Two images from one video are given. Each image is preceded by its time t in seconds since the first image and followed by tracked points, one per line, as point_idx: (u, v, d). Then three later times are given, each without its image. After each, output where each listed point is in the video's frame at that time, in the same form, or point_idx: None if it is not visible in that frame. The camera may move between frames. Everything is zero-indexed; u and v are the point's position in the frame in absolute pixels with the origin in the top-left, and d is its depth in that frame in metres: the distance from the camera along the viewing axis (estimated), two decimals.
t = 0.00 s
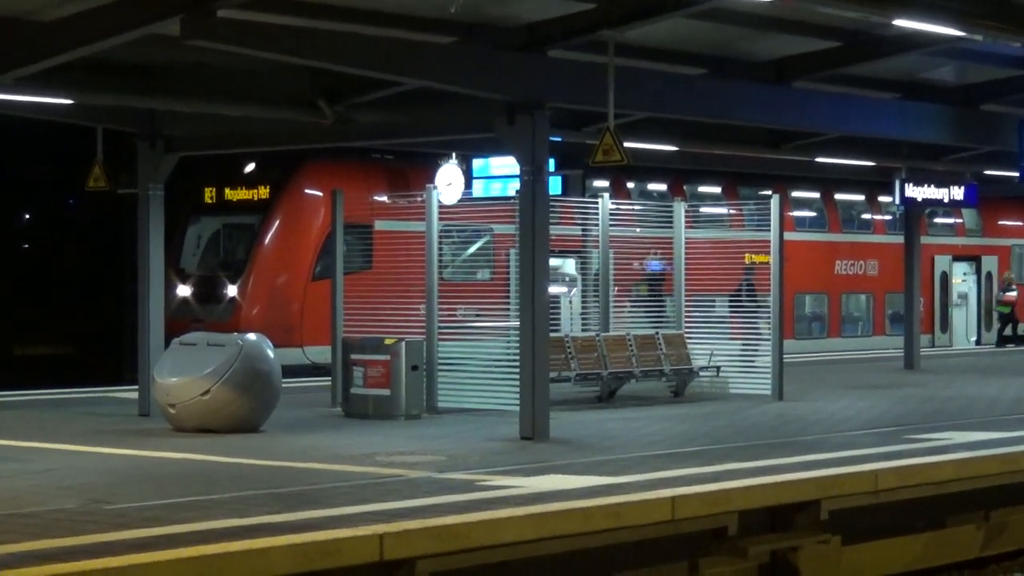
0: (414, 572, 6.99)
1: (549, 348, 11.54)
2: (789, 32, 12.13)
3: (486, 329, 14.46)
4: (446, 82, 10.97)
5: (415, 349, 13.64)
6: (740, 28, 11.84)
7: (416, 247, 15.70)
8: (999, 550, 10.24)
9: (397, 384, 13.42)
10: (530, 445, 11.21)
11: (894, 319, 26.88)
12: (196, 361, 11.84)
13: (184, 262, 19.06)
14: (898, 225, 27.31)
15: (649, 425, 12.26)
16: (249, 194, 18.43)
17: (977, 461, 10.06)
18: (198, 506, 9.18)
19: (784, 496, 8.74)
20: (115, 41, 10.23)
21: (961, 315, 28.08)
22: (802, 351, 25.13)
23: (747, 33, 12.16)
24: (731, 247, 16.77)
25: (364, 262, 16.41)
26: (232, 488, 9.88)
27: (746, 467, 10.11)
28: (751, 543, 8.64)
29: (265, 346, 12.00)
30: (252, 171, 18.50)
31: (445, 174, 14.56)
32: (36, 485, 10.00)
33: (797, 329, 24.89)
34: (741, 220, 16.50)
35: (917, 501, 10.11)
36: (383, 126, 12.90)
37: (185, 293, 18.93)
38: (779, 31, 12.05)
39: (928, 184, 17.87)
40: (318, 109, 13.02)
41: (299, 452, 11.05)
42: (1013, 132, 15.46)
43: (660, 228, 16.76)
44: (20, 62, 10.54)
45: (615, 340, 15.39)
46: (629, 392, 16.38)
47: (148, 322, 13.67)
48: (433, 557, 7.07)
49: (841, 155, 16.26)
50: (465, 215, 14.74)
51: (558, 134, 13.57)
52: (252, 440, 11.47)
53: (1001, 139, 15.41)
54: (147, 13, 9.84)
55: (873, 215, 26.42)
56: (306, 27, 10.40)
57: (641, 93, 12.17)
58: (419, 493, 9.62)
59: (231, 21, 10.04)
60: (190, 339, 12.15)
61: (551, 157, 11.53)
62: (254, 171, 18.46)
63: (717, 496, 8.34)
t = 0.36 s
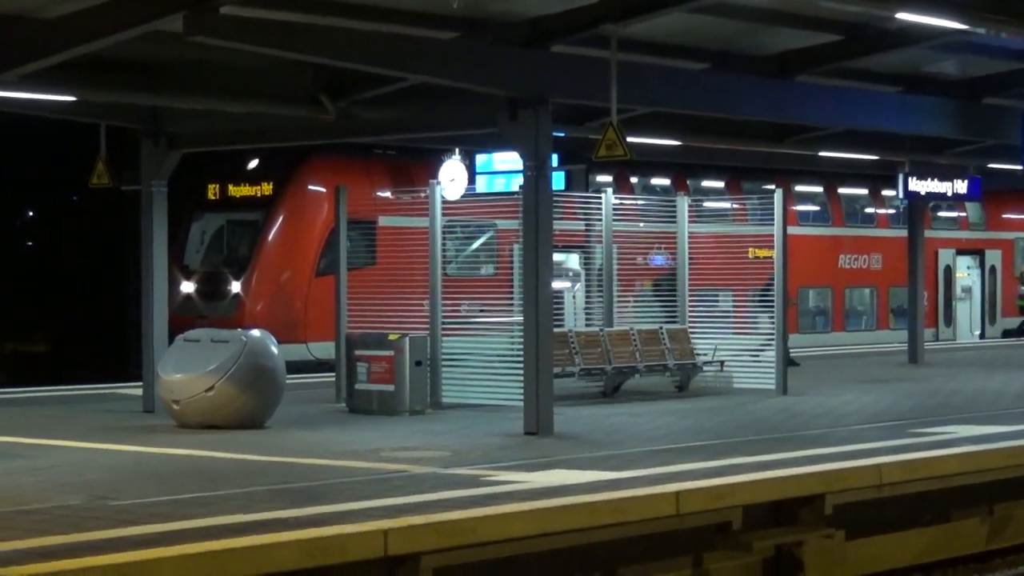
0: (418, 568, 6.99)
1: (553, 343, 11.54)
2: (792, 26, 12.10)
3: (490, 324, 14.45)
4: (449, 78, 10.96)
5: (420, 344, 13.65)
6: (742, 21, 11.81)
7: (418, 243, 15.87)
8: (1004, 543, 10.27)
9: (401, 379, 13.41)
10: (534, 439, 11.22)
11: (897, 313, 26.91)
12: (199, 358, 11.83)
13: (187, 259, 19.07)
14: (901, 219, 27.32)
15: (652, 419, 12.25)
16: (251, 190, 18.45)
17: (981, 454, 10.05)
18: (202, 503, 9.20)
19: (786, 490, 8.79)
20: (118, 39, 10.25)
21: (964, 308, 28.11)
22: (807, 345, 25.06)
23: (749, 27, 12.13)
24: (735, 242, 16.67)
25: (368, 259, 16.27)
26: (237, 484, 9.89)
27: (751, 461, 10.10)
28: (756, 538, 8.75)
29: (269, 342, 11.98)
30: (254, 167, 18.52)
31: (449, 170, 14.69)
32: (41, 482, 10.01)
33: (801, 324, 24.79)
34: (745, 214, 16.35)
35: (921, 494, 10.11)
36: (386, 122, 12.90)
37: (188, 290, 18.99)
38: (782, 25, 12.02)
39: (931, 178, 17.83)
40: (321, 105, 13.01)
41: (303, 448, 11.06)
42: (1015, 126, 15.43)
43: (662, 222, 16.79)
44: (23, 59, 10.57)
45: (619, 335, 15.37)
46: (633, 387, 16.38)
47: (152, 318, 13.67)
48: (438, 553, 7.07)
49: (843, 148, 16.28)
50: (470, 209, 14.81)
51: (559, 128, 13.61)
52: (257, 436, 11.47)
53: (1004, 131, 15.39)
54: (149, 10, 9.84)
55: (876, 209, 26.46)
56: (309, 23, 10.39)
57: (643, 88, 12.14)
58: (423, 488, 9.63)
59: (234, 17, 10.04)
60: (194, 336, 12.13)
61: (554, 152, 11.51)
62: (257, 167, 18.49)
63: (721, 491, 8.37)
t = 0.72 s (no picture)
0: (419, 564, 7.00)
1: (554, 340, 11.50)
2: (792, 22, 12.06)
3: (490, 321, 14.53)
4: (448, 74, 10.93)
5: (420, 341, 13.65)
6: (743, 17, 11.79)
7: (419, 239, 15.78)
8: (1004, 538, 10.28)
9: (402, 376, 13.39)
10: (535, 436, 11.20)
11: (898, 309, 26.75)
12: (200, 354, 11.77)
13: (189, 257, 19.05)
14: (903, 215, 27.26)
15: (653, 415, 12.26)
16: (251, 187, 18.44)
17: (980, 449, 10.04)
18: (202, 500, 9.21)
19: (787, 486, 8.84)
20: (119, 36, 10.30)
21: (965, 304, 28.08)
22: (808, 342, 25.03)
23: (749, 24, 12.12)
24: (736, 238, 16.65)
25: (369, 254, 15.87)
26: (237, 481, 9.89)
27: (752, 458, 10.08)
28: (756, 533, 8.81)
29: (269, 339, 11.93)
30: (254, 164, 18.51)
31: (449, 166, 14.67)
32: (42, 480, 10.02)
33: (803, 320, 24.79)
34: (745, 210, 16.43)
35: (921, 489, 10.10)
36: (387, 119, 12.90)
37: (189, 287, 19.04)
38: (782, 21, 11.98)
39: (932, 173, 17.77)
40: (321, 102, 13.00)
41: (304, 445, 11.06)
42: (1016, 120, 15.41)
43: (663, 217, 16.82)
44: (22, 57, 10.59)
45: (619, 331, 15.38)
46: (633, 383, 16.38)
47: (152, 315, 13.64)
48: (439, 550, 7.08)
49: (843, 144, 16.25)
50: (471, 207, 14.88)
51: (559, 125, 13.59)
52: (258, 433, 11.45)
53: (1004, 126, 15.35)
54: (146, 6, 9.83)
55: (877, 204, 26.43)
56: (307, 19, 10.38)
57: (644, 85, 12.10)
58: (423, 486, 9.62)
59: (232, 14, 10.03)
60: (195, 333, 12.09)
61: (554, 149, 11.48)
62: (258, 165, 18.47)
63: (722, 487, 8.41)
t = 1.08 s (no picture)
0: (420, 563, 6.99)
1: (554, 339, 11.46)
2: (794, 22, 12.06)
3: (491, 320, 14.47)
4: (448, 73, 10.93)
5: (421, 340, 13.64)
6: (743, 17, 11.77)
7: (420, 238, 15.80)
8: (1005, 537, 10.29)
9: (402, 375, 13.39)
10: (536, 435, 11.19)
11: (898, 309, 26.74)
12: (200, 353, 11.71)
13: (189, 256, 19.05)
14: (903, 214, 27.27)
15: (654, 413, 12.25)
16: (251, 186, 18.43)
17: (981, 448, 10.04)
18: (200, 500, 9.22)
19: (786, 486, 8.89)
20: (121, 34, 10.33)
21: (965, 303, 28.06)
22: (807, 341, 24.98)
23: (750, 23, 12.10)
24: (735, 237, 16.64)
25: (369, 253, 16.05)
26: (236, 482, 9.90)
27: (752, 457, 10.09)
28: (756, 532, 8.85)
29: (269, 338, 11.86)
30: (254, 163, 18.51)
31: (449, 165, 14.50)
32: (40, 480, 10.03)
33: (802, 319, 24.77)
34: (745, 209, 16.42)
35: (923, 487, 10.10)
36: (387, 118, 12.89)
37: (189, 287, 19.05)
38: (782, 20, 11.97)
39: (932, 172, 17.74)
40: (321, 101, 12.98)
41: (303, 444, 11.06)
42: (1017, 119, 15.39)
43: (662, 217, 16.83)
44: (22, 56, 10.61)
45: (619, 330, 15.38)
46: (633, 382, 16.38)
47: (152, 314, 13.63)
48: (438, 549, 7.08)
49: (844, 144, 16.24)
50: (470, 206, 14.87)
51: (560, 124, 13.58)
52: (256, 431, 11.44)
53: (1004, 126, 15.34)
54: (147, 6, 9.85)
55: (877, 204, 26.42)
56: (308, 18, 10.38)
57: (644, 84, 12.08)
58: (423, 485, 9.63)
59: (232, 13, 10.03)
60: (194, 332, 12.03)
61: (554, 148, 11.46)
62: (258, 164, 18.47)
63: (721, 487, 8.45)
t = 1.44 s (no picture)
0: (419, 563, 7.00)
1: (553, 339, 11.40)
2: (793, 21, 12.05)
3: (490, 319, 14.44)
4: (447, 73, 10.92)
5: (420, 339, 13.62)
6: (742, 16, 11.73)
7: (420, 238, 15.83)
8: (1005, 536, 10.29)
9: (402, 374, 13.39)
10: (536, 434, 11.19)
11: (896, 309, 26.76)
12: (199, 353, 11.66)
13: (188, 256, 19.03)
14: (901, 213, 27.16)
15: (653, 412, 12.23)
16: (250, 186, 18.43)
17: (980, 448, 10.02)
18: (198, 499, 9.22)
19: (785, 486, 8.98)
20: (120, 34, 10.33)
21: (965, 302, 28.06)
22: (805, 340, 24.93)
23: (748, 22, 12.07)
24: (733, 236, 16.63)
25: (368, 253, 16.05)
26: (235, 481, 9.89)
27: (751, 456, 10.08)
28: (756, 531, 8.94)
29: (268, 338, 11.82)
30: (254, 163, 18.49)
31: (448, 164, 14.50)
32: (39, 479, 10.02)
33: (799, 318, 24.73)
34: (744, 209, 16.34)
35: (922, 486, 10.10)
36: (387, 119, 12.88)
37: (188, 286, 19.01)
38: (781, 20, 11.94)
39: (931, 172, 17.75)
40: (320, 100, 12.93)
41: (302, 442, 11.05)
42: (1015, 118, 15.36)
43: (661, 217, 16.79)
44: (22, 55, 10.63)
45: (618, 330, 15.38)
46: (632, 382, 16.37)
47: (151, 313, 13.57)
48: (437, 549, 7.08)
49: (842, 143, 16.23)
50: (468, 206, 14.87)
51: (559, 123, 13.56)
52: (255, 430, 11.43)
53: (1003, 125, 15.34)
54: (145, 6, 9.85)
55: (875, 203, 26.38)
56: (307, 18, 10.38)
57: (643, 84, 12.06)
58: (423, 485, 9.63)
59: (230, 13, 10.02)
60: (193, 332, 11.97)
61: (553, 147, 11.42)
62: (257, 163, 18.46)
63: (720, 487, 8.53)
